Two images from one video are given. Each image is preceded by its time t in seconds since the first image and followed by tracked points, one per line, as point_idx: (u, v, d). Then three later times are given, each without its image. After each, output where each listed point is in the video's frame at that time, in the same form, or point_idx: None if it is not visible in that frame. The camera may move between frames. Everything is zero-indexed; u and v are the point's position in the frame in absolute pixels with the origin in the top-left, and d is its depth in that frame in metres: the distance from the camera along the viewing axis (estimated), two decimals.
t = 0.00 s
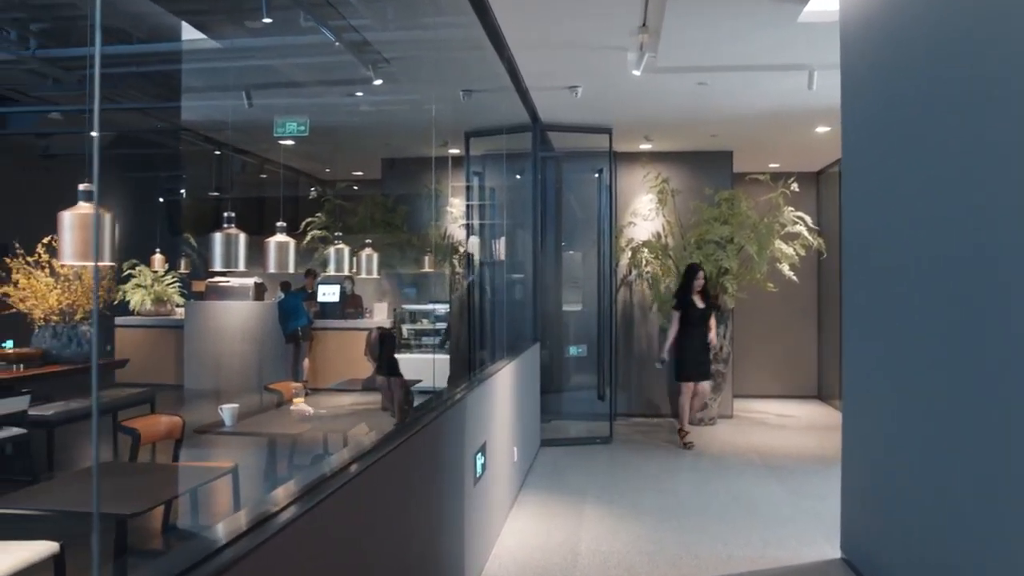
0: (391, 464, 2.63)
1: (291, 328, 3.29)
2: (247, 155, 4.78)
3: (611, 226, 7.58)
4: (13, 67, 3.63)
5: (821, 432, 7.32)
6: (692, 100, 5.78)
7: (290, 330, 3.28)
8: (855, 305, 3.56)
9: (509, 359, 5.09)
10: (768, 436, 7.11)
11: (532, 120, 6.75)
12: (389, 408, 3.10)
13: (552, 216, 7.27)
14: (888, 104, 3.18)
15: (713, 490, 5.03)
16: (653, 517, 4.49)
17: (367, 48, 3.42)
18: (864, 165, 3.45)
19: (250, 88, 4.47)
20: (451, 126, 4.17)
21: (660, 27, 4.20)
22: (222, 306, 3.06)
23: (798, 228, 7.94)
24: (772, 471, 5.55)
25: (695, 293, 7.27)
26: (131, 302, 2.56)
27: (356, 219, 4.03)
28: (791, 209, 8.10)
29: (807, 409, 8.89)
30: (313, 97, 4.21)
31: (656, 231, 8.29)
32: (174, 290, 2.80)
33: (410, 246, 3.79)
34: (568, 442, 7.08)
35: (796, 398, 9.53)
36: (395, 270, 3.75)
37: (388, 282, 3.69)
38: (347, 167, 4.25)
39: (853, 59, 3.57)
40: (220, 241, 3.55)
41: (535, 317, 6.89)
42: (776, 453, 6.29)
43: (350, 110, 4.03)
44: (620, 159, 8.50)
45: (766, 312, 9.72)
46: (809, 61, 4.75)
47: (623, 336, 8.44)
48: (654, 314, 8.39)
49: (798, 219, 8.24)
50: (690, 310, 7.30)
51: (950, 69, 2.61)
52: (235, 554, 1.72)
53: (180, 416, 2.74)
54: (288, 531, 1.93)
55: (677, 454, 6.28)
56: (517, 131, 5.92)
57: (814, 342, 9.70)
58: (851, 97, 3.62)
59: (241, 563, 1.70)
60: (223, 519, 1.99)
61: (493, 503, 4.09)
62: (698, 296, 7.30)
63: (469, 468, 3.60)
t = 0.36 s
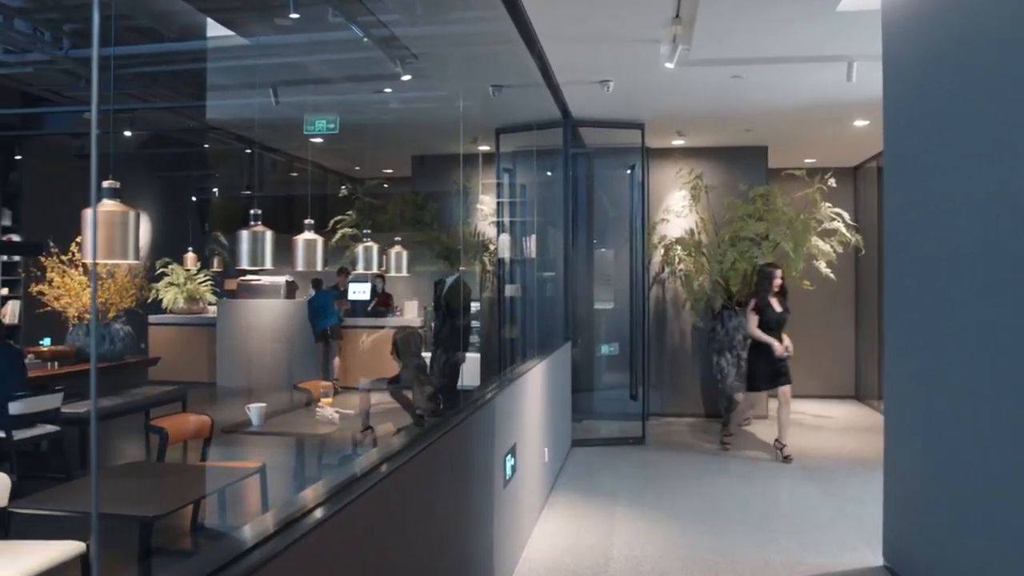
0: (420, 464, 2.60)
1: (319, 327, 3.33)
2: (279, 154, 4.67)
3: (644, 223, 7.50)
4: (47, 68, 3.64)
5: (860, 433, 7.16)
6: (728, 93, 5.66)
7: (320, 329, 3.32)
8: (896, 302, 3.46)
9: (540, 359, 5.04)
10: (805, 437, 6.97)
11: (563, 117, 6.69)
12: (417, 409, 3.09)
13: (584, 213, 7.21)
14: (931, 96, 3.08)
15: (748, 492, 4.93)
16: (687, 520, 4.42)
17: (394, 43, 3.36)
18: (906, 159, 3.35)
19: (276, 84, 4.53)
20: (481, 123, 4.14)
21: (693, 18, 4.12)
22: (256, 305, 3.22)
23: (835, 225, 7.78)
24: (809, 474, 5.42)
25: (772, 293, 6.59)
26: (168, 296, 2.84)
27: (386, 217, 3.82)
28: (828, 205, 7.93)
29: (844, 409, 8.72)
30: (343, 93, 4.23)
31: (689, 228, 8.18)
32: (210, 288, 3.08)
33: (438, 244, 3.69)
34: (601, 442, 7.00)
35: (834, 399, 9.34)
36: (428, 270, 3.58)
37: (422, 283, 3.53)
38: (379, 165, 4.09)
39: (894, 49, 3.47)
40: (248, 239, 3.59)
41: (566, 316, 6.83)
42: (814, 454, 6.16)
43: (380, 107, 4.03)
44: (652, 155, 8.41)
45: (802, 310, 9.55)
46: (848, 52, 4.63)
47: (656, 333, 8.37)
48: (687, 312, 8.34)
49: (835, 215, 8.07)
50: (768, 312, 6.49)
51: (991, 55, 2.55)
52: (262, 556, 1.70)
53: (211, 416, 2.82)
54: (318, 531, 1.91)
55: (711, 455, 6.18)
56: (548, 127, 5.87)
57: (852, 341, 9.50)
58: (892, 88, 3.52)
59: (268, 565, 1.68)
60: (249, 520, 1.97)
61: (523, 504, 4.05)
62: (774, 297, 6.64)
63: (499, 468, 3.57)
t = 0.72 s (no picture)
0: (451, 465, 2.57)
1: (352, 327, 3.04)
2: (310, 153, 4.18)
3: (678, 220, 7.39)
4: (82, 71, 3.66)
5: (902, 435, 6.99)
6: (766, 86, 5.53)
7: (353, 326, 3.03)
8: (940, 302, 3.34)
9: (572, 358, 4.98)
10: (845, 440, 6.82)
11: (597, 112, 6.60)
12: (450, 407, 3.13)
13: (617, 211, 7.14)
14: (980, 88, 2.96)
15: (788, 497, 4.82)
16: (723, 524, 4.33)
17: (425, 39, 3.34)
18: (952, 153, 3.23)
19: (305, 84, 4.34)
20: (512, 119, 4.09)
21: (730, 8, 4.02)
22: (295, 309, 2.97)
23: (876, 221, 7.60)
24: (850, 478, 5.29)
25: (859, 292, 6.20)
26: (203, 296, 2.87)
27: (419, 214, 3.58)
28: (869, 200, 7.75)
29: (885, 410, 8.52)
30: (373, 90, 4.08)
31: (725, 225, 8.05)
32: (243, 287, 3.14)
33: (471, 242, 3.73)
34: (634, 443, 6.91)
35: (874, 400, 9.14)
36: (463, 267, 3.64)
37: (456, 281, 3.58)
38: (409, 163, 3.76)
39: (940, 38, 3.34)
40: (275, 238, 3.33)
41: (599, 314, 6.75)
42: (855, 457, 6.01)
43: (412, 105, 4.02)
44: (687, 151, 8.27)
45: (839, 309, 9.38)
46: (891, 42, 4.49)
47: (690, 331, 8.26)
48: (722, 311, 8.21)
49: (876, 211, 7.89)
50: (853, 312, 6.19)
51: None
52: (294, 558, 1.68)
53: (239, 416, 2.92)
54: (349, 532, 1.89)
55: (748, 457, 6.07)
56: (580, 123, 5.79)
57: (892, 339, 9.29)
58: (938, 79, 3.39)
59: (299, 566, 1.66)
60: (279, 522, 1.97)
61: (556, 506, 4.00)
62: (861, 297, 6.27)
63: (531, 469, 3.53)
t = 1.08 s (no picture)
0: (483, 465, 2.52)
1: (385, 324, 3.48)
2: (342, 150, 4.61)
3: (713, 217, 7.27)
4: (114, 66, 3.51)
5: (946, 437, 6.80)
6: (805, 77, 5.40)
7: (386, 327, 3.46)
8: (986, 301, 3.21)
9: (604, 357, 4.91)
10: (886, 441, 6.65)
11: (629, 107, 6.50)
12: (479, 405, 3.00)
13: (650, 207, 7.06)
14: None
15: (827, 501, 4.71)
16: (759, 529, 4.24)
17: (458, 35, 3.38)
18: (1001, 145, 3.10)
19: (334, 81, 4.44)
20: (543, 114, 4.04)
21: None
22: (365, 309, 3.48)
23: (918, 216, 7.40)
24: (891, 482, 5.15)
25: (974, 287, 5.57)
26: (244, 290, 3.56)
27: (447, 211, 3.77)
28: (910, 195, 7.55)
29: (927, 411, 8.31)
30: (405, 88, 4.09)
31: (761, 221, 7.91)
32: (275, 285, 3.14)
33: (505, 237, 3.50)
34: (668, 443, 6.81)
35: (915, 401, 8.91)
36: (491, 264, 3.45)
37: (483, 277, 3.41)
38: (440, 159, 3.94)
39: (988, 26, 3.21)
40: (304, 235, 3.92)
41: (633, 312, 6.66)
42: (896, 459, 5.86)
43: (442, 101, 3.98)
44: (722, 146, 8.13)
45: (878, 307, 9.17)
46: (936, 30, 4.34)
47: (725, 330, 8.13)
48: (758, 308, 8.06)
49: (918, 206, 7.68)
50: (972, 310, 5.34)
51: None
52: (323, 560, 1.65)
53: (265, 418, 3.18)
54: (378, 533, 1.85)
55: (785, 459, 5.95)
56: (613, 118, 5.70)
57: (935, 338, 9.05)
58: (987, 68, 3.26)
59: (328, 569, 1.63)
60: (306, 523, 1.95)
61: (588, 508, 3.94)
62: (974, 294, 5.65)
63: (563, 470, 3.47)
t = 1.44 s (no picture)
0: (514, 462, 2.48)
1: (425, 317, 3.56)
2: (373, 143, 4.48)
3: (748, 210, 7.13)
4: (148, 60, 3.84)
5: (991, 436, 6.61)
6: (844, 65, 5.26)
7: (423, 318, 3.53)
8: None
9: (636, 353, 4.83)
10: (927, 440, 6.49)
11: (662, 97, 6.39)
12: (510, 400, 3.04)
13: (683, 200, 6.97)
14: None
15: (867, 503, 4.60)
16: (796, 530, 4.15)
17: (485, 24, 3.30)
18: None
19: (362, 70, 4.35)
20: (574, 106, 3.98)
21: None
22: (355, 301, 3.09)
23: (961, 208, 7.20)
24: (935, 483, 5.02)
25: None
26: (268, 285, 2.71)
27: (478, 205, 4.05)
28: (953, 186, 7.35)
29: (969, 409, 8.10)
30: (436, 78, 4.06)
31: (798, 214, 7.77)
32: (306, 279, 2.94)
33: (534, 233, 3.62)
34: (702, 440, 6.71)
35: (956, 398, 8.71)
36: (525, 258, 3.54)
37: (517, 276, 3.51)
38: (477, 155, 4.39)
39: None
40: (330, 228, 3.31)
41: (665, 306, 6.57)
42: (938, 459, 5.71)
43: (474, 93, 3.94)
44: (756, 137, 7.99)
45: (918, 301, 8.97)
46: (983, 13, 4.20)
47: (760, 325, 8.00)
48: (795, 303, 7.91)
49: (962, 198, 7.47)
50: None
51: None
52: (352, 557, 1.63)
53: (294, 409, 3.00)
54: (407, 532, 1.81)
55: (822, 457, 5.83)
56: (645, 110, 5.60)
57: (977, 334, 8.82)
58: None
59: (357, 565, 1.60)
60: (336, 520, 1.93)
61: (619, 506, 3.89)
62: None
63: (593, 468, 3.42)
